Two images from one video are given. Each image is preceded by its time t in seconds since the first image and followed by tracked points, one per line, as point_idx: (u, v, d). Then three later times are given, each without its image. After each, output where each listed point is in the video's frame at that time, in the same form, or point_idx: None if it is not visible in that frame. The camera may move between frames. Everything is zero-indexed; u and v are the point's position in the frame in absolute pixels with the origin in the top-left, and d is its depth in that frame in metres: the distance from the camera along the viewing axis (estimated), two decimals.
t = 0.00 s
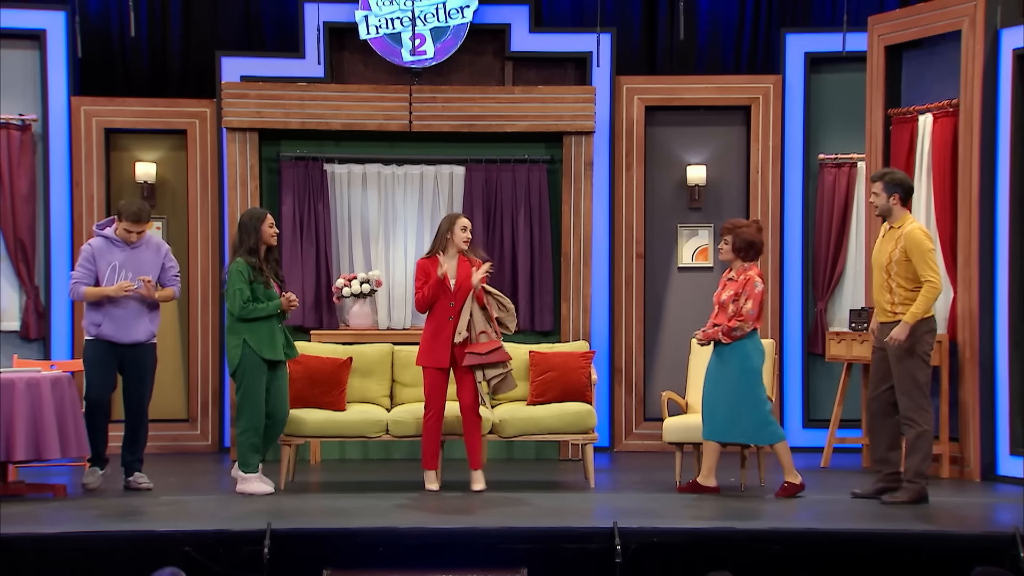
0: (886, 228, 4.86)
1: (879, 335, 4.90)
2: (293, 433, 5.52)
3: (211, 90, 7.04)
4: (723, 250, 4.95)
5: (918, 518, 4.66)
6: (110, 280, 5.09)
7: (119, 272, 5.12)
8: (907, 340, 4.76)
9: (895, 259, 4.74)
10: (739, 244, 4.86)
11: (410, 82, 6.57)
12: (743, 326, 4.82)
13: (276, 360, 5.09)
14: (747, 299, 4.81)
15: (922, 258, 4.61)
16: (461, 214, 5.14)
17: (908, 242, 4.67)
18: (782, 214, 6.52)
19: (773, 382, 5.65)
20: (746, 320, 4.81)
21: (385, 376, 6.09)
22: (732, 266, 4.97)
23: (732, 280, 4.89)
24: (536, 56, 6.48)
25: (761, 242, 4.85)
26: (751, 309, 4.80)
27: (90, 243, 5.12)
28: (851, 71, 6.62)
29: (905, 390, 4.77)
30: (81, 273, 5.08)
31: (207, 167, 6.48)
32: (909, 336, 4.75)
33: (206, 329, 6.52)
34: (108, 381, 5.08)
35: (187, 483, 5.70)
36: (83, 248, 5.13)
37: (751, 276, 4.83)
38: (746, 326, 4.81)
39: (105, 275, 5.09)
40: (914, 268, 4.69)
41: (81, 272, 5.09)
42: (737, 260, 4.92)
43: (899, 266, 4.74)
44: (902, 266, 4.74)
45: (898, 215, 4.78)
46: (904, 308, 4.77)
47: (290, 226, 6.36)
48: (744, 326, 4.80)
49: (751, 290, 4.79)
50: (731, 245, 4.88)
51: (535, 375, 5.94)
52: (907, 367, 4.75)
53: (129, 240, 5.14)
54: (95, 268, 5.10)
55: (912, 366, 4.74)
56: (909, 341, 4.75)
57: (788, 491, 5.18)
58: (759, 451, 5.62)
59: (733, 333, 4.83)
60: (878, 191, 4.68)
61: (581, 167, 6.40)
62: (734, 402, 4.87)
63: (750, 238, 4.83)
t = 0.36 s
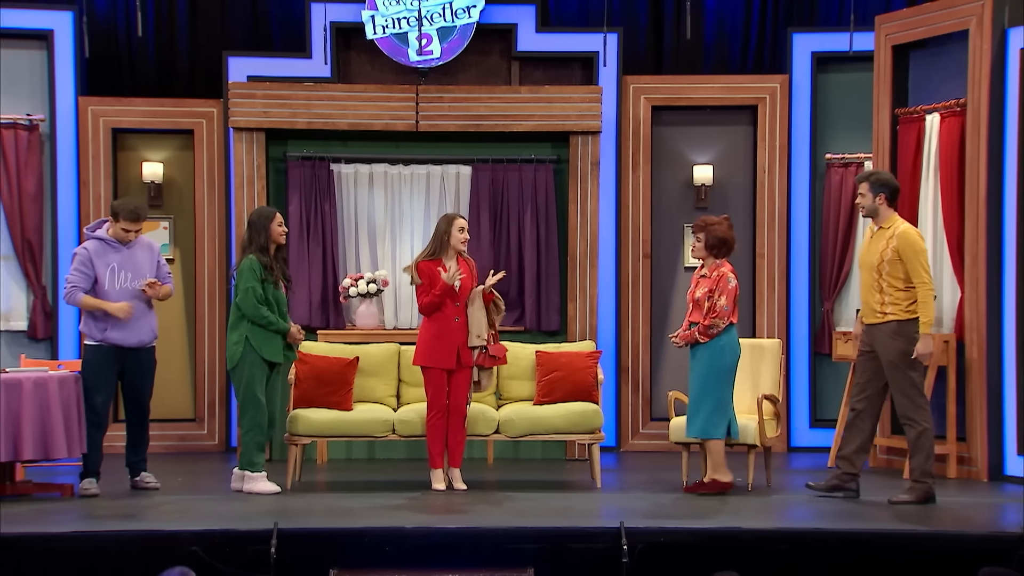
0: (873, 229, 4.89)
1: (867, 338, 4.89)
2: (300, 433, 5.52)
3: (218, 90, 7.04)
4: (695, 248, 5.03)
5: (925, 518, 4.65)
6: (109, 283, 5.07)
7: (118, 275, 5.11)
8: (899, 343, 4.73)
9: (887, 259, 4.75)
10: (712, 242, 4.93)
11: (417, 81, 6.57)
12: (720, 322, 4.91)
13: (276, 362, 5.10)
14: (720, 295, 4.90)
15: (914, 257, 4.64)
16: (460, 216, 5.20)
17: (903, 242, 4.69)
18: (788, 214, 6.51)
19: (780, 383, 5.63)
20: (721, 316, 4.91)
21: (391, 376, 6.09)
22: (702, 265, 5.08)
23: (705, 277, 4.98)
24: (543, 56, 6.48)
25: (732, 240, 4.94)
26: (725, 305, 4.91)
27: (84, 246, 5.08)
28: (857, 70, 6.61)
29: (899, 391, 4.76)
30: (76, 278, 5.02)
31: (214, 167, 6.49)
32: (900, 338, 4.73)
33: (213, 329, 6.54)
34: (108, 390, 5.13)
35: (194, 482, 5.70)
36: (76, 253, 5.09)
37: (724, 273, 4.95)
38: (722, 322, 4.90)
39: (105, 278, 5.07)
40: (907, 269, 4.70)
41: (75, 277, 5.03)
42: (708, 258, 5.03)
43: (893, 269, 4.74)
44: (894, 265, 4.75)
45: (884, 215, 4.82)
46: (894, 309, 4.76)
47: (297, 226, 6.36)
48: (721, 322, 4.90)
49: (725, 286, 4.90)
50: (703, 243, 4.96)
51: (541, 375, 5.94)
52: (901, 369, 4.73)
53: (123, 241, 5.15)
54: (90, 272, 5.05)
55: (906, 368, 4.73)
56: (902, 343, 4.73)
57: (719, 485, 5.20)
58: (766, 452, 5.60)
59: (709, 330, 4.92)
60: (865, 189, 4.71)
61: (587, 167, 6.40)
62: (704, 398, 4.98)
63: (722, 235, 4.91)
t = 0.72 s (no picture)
0: (846, 228, 4.85)
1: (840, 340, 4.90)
2: (305, 432, 5.53)
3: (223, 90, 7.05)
4: (675, 249, 5.01)
5: (930, 518, 4.64)
6: (97, 281, 4.97)
7: (106, 272, 5.01)
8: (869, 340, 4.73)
9: (859, 256, 4.71)
10: (693, 243, 4.92)
11: (421, 81, 6.57)
12: (697, 323, 4.91)
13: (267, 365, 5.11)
14: (698, 296, 4.90)
15: (884, 256, 4.61)
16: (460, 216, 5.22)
17: (875, 240, 4.65)
18: (793, 214, 6.50)
19: (784, 383, 5.64)
20: (697, 317, 4.91)
21: (396, 376, 6.09)
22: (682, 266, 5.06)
23: (684, 278, 4.97)
24: (547, 56, 6.49)
25: (712, 242, 4.94)
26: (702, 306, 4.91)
27: (69, 244, 4.95)
28: (862, 70, 6.61)
29: (870, 388, 4.73)
30: (58, 276, 4.89)
31: (219, 167, 6.50)
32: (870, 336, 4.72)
33: (218, 330, 6.55)
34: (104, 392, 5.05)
35: (199, 482, 5.70)
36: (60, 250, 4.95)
37: (701, 273, 4.94)
38: (699, 322, 4.91)
39: (92, 275, 4.97)
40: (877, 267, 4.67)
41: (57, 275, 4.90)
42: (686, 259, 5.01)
43: (864, 267, 4.72)
44: (866, 263, 4.72)
45: (859, 215, 4.79)
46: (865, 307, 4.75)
47: (302, 226, 6.37)
48: (699, 323, 4.90)
49: (703, 288, 4.89)
50: (683, 243, 4.94)
51: (546, 375, 5.94)
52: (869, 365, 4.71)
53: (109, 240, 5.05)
54: (77, 271, 4.94)
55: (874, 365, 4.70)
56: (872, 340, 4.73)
57: (712, 488, 5.32)
58: (771, 451, 5.60)
59: (688, 331, 4.92)
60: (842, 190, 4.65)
61: (592, 167, 6.41)
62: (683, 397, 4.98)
63: (703, 238, 4.92)
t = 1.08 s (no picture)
0: (830, 229, 4.92)
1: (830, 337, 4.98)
2: (311, 432, 5.53)
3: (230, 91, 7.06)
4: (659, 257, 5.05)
5: (937, 520, 4.63)
6: (99, 278, 4.97)
7: (110, 270, 5.01)
8: (846, 336, 4.82)
9: (836, 255, 4.80)
10: (675, 250, 4.96)
11: (427, 82, 6.58)
12: (676, 319, 4.92)
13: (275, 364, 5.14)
14: (686, 295, 4.94)
15: (855, 255, 4.69)
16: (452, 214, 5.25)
17: (849, 238, 4.72)
18: (799, 215, 6.50)
19: (790, 384, 5.66)
20: (681, 314, 4.95)
21: (401, 376, 6.10)
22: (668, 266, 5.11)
23: (673, 279, 5.03)
24: (553, 56, 6.49)
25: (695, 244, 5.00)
26: (688, 304, 4.95)
27: (75, 239, 4.95)
28: (868, 70, 6.60)
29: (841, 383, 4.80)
30: (61, 270, 4.90)
31: (225, 168, 6.51)
32: (848, 331, 4.81)
33: (224, 330, 6.57)
34: (109, 394, 5.05)
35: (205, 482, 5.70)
36: (65, 243, 4.96)
37: (692, 274, 5.00)
38: (681, 319, 4.92)
39: (95, 271, 4.97)
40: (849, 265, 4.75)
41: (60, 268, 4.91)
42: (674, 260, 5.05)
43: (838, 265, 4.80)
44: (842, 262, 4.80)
45: (841, 216, 4.84)
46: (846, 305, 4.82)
47: (308, 226, 6.37)
48: (679, 319, 4.92)
49: (692, 288, 4.94)
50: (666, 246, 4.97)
51: (552, 375, 5.94)
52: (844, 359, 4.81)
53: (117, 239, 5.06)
54: (81, 267, 4.95)
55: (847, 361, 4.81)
56: (848, 337, 4.81)
57: (714, 481, 5.13)
58: (778, 452, 5.60)
59: (667, 326, 4.94)
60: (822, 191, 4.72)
61: (597, 168, 6.41)
62: (661, 396, 5.03)
63: (684, 243, 4.94)
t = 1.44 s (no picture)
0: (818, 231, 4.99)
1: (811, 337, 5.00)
2: (319, 432, 5.53)
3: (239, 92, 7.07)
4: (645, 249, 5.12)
5: (947, 521, 4.63)
6: (113, 278, 4.99)
7: (125, 271, 5.03)
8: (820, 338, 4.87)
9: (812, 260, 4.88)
10: (659, 243, 5.03)
11: (436, 82, 6.59)
12: (673, 321, 4.95)
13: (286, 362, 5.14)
14: (673, 294, 4.96)
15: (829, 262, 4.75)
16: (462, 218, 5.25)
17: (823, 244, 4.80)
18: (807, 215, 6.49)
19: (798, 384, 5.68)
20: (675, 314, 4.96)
21: (410, 377, 6.10)
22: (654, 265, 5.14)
23: (658, 278, 5.05)
24: (562, 56, 6.49)
25: (680, 240, 5.05)
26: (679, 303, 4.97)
27: (92, 237, 4.96)
28: (877, 70, 6.59)
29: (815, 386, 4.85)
30: (76, 269, 4.90)
31: (234, 170, 6.53)
32: (820, 334, 4.88)
33: (233, 330, 6.58)
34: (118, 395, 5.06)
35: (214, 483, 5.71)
36: (81, 242, 4.96)
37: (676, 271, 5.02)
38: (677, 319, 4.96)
39: (109, 271, 4.99)
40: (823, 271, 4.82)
41: (74, 267, 4.91)
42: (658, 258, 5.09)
43: (814, 270, 4.87)
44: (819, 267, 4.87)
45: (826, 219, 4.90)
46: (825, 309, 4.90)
47: (316, 226, 6.37)
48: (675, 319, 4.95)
49: (679, 285, 4.96)
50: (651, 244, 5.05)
51: (560, 376, 5.93)
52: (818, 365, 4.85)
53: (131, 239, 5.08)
54: (96, 266, 4.95)
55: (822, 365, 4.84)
56: (821, 340, 4.87)
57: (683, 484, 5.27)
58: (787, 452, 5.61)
59: (664, 328, 4.97)
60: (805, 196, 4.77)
61: (606, 168, 6.40)
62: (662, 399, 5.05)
63: (669, 236, 5.03)
